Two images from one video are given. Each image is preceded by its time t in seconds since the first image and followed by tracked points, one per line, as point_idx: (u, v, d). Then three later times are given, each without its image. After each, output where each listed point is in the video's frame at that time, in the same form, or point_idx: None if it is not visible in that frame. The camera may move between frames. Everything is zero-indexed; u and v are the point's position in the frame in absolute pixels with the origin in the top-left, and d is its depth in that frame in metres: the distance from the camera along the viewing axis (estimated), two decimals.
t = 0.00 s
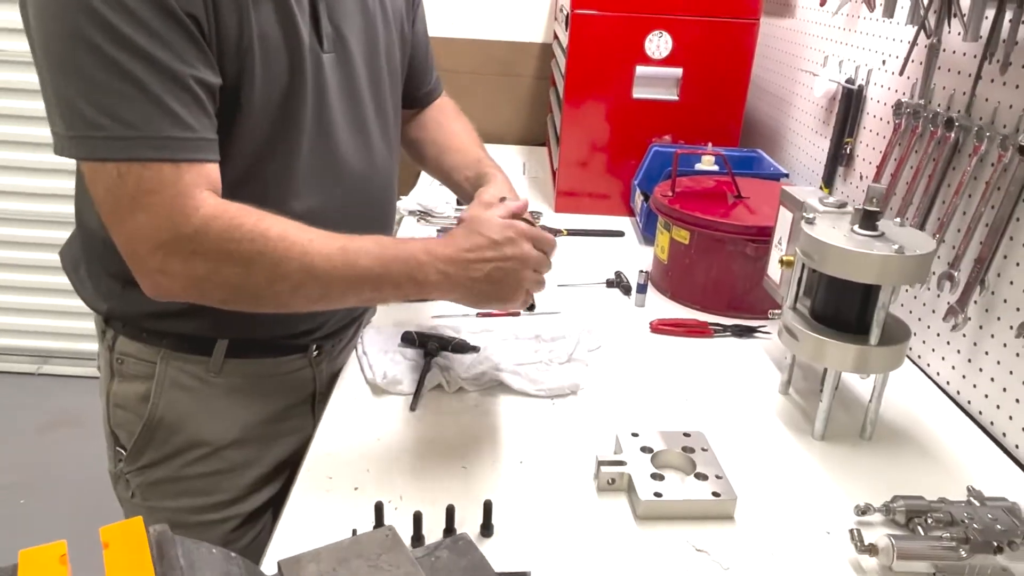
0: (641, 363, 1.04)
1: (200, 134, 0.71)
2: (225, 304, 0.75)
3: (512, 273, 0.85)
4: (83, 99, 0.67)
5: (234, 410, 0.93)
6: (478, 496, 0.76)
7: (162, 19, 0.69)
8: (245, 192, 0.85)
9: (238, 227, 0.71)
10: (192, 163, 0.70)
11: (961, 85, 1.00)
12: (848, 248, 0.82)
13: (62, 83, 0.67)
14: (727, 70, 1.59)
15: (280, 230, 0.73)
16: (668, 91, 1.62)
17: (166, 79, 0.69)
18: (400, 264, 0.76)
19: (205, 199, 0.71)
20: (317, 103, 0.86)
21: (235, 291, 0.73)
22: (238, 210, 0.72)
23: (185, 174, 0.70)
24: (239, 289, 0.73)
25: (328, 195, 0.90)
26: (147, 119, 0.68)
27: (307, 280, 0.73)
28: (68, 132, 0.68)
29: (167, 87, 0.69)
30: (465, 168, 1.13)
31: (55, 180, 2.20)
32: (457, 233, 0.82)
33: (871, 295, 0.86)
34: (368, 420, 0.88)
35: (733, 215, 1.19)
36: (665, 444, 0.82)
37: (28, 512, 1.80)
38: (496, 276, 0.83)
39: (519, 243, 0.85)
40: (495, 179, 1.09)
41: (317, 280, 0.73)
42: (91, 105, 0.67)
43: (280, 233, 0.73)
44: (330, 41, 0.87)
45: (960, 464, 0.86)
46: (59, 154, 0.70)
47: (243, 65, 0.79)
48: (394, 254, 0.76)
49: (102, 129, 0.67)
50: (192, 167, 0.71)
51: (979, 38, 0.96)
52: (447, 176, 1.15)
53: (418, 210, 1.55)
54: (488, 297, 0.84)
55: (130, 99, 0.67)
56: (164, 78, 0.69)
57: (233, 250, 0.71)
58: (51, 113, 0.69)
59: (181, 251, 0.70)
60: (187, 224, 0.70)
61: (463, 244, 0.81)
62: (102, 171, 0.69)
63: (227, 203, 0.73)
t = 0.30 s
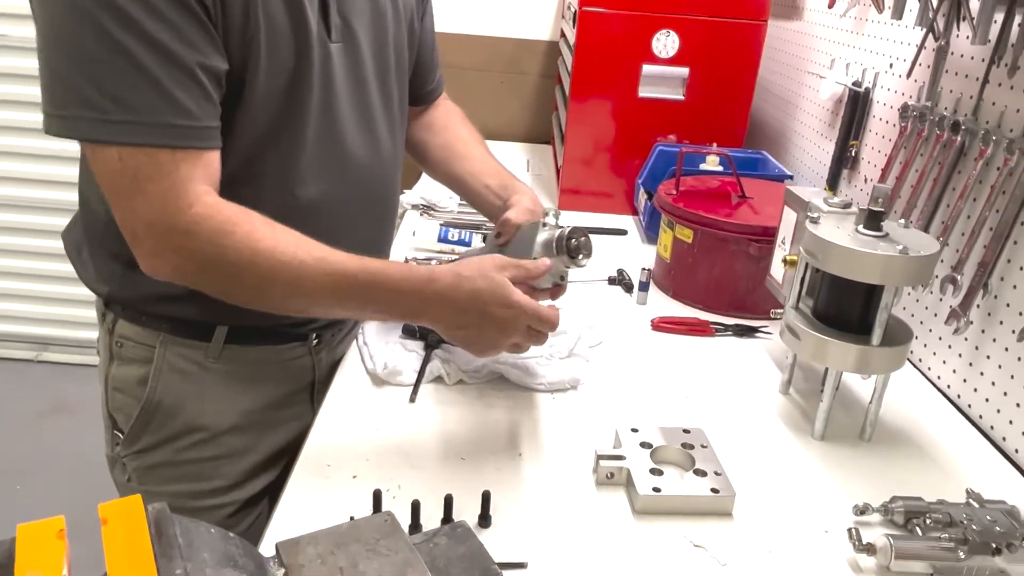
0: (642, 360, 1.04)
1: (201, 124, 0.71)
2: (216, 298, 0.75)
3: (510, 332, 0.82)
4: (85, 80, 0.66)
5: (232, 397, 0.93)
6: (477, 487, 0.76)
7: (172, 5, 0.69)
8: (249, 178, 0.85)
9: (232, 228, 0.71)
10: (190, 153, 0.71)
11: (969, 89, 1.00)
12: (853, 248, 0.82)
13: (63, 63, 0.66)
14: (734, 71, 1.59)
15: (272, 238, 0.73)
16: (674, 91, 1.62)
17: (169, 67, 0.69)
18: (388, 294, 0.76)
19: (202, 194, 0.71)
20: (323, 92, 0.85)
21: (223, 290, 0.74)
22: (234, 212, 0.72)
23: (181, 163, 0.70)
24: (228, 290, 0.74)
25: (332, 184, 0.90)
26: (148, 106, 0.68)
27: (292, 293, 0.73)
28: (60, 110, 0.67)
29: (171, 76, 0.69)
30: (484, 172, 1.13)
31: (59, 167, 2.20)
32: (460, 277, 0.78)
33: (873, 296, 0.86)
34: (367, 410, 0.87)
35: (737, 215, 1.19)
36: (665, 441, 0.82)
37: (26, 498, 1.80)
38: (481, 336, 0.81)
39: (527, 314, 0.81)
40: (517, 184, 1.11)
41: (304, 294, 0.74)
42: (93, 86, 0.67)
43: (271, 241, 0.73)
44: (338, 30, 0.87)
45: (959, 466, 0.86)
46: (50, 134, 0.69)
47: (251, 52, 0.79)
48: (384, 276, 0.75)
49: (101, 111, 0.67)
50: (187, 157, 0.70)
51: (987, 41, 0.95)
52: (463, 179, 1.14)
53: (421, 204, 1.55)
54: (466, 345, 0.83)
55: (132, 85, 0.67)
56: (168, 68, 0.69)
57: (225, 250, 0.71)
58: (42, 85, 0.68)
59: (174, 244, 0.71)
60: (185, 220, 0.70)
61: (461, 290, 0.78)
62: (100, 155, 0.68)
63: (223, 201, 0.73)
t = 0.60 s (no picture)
0: (649, 359, 1.04)
1: (249, 99, 0.71)
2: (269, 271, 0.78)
3: (547, 296, 0.83)
4: (135, 55, 0.67)
5: (236, 373, 0.93)
6: (483, 475, 0.76)
7: None
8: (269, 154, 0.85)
9: (289, 206, 0.73)
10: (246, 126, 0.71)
11: (989, 103, 1.00)
12: (869, 253, 0.81)
13: (109, 36, 0.66)
14: (750, 77, 1.59)
15: (325, 215, 0.75)
16: (689, 93, 1.62)
17: (216, 39, 0.69)
18: (434, 265, 0.79)
19: (256, 171, 0.73)
20: (347, 73, 0.85)
21: (277, 265, 0.76)
22: (289, 189, 0.74)
23: (235, 140, 0.71)
24: (284, 265, 0.76)
25: (353, 166, 0.90)
26: (201, 82, 0.68)
27: (346, 267, 0.76)
28: (115, 89, 0.68)
29: (217, 47, 0.69)
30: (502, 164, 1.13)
31: (66, 142, 2.19)
32: (492, 248, 0.79)
33: (885, 303, 0.86)
34: (374, 393, 0.87)
35: (749, 219, 1.19)
36: (671, 438, 0.82)
37: (18, 471, 1.80)
38: (524, 298, 0.83)
39: (558, 279, 0.81)
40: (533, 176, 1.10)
41: (357, 269, 0.76)
42: (142, 61, 0.67)
43: (325, 216, 0.75)
44: (364, 12, 0.87)
45: (962, 478, 0.86)
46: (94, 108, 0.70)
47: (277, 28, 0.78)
48: (430, 248, 0.78)
49: (154, 87, 0.67)
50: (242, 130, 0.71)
51: (1010, 55, 0.95)
52: (480, 172, 1.13)
53: (431, 195, 1.55)
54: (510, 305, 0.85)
55: (181, 58, 0.67)
56: (214, 38, 0.69)
57: (283, 227, 0.73)
58: (93, 65, 0.69)
59: (232, 223, 0.72)
60: (240, 200, 0.71)
61: (496, 262, 0.80)
62: (154, 133, 0.69)
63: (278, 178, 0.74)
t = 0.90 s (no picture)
0: (644, 367, 1.04)
1: (250, 95, 0.71)
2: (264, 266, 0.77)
3: (546, 286, 0.82)
4: (139, 48, 0.67)
5: (230, 369, 0.93)
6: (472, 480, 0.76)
7: None
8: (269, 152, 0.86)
9: (287, 199, 0.73)
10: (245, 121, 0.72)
11: (992, 122, 0.99)
12: (866, 271, 0.81)
13: (113, 27, 0.67)
14: (756, 87, 1.58)
15: (324, 210, 0.75)
16: (695, 102, 1.62)
17: (218, 35, 0.69)
18: (430, 263, 0.78)
19: (254, 166, 0.73)
20: (349, 73, 0.85)
21: (273, 259, 0.76)
22: (287, 183, 0.74)
23: (234, 135, 0.71)
24: (280, 258, 0.76)
25: (352, 166, 0.90)
26: (203, 76, 0.68)
27: (343, 262, 0.76)
28: (118, 80, 0.68)
29: (218, 40, 0.69)
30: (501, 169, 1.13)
31: (72, 131, 2.19)
32: (489, 244, 0.79)
33: (882, 321, 0.86)
34: (367, 394, 0.87)
35: (750, 230, 1.18)
36: (662, 448, 0.82)
37: (13, 458, 1.80)
38: (525, 292, 0.83)
39: (557, 269, 0.81)
40: (531, 182, 1.11)
41: (354, 264, 0.76)
42: (145, 53, 0.67)
43: (323, 211, 0.75)
44: (369, 12, 0.87)
45: (954, 498, 0.86)
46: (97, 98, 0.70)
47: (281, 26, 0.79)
48: (428, 246, 0.78)
49: (157, 80, 0.68)
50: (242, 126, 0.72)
51: (1015, 75, 0.95)
52: (481, 176, 1.13)
53: (433, 196, 1.55)
54: (510, 302, 0.85)
55: (184, 51, 0.68)
56: (216, 32, 0.69)
57: (280, 220, 0.73)
58: (98, 56, 0.69)
59: (229, 215, 0.72)
60: (237, 192, 0.71)
61: (494, 258, 0.79)
62: (152, 124, 0.69)
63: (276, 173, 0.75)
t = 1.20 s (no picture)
0: (664, 361, 1.03)
1: (259, 97, 0.71)
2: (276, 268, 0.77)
3: (559, 282, 0.82)
4: (146, 54, 0.67)
5: (248, 375, 0.93)
6: (495, 478, 0.75)
7: None
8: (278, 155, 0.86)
9: (297, 201, 0.73)
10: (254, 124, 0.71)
11: (1011, 100, 0.98)
12: (888, 254, 0.80)
13: (121, 34, 0.67)
14: (766, 76, 1.57)
15: (335, 209, 0.75)
16: (705, 93, 1.60)
17: (224, 38, 0.69)
18: (443, 260, 0.79)
19: (265, 168, 0.73)
20: (356, 74, 0.85)
21: (284, 261, 0.76)
22: (298, 185, 0.74)
23: (243, 137, 0.71)
24: (291, 260, 0.76)
25: (361, 167, 0.90)
26: (211, 80, 0.68)
27: (355, 262, 0.76)
28: (126, 87, 0.68)
29: (224, 43, 0.69)
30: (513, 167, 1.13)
31: (85, 146, 2.21)
32: (503, 241, 0.80)
33: (906, 303, 0.85)
34: (387, 396, 0.87)
35: (766, 219, 1.17)
36: (686, 441, 0.81)
37: (36, 471, 1.82)
38: (538, 288, 0.83)
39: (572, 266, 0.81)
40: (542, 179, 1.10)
41: (366, 263, 0.76)
42: (153, 59, 0.67)
43: (334, 212, 0.75)
44: (375, 12, 0.87)
45: (986, 483, 0.84)
46: (106, 106, 0.70)
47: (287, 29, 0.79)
48: (440, 244, 0.78)
49: (165, 85, 0.68)
50: (250, 128, 0.71)
51: None
52: (491, 175, 1.13)
53: (445, 196, 1.55)
54: (522, 299, 0.85)
55: (191, 56, 0.68)
56: (223, 35, 0.69)
57: (291, 222, 0.73)
58: (106, 63, 0.69)
59: (241, 217, 0.72)
60: (249, 194, 0.71)
61: (509, 254, 0.80)
62: (161, 129, 0.69)
63: (287, 175, 0.75)
